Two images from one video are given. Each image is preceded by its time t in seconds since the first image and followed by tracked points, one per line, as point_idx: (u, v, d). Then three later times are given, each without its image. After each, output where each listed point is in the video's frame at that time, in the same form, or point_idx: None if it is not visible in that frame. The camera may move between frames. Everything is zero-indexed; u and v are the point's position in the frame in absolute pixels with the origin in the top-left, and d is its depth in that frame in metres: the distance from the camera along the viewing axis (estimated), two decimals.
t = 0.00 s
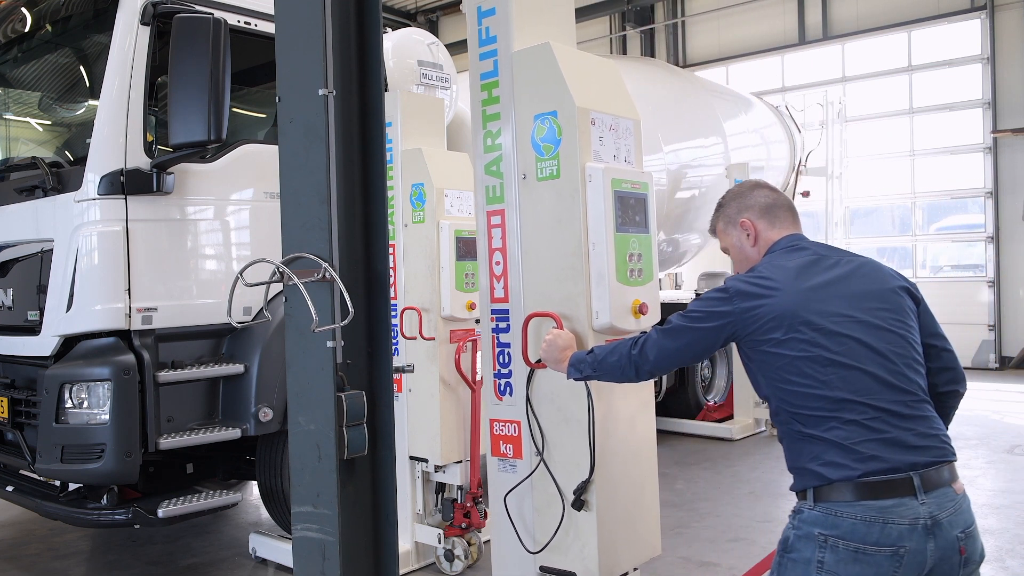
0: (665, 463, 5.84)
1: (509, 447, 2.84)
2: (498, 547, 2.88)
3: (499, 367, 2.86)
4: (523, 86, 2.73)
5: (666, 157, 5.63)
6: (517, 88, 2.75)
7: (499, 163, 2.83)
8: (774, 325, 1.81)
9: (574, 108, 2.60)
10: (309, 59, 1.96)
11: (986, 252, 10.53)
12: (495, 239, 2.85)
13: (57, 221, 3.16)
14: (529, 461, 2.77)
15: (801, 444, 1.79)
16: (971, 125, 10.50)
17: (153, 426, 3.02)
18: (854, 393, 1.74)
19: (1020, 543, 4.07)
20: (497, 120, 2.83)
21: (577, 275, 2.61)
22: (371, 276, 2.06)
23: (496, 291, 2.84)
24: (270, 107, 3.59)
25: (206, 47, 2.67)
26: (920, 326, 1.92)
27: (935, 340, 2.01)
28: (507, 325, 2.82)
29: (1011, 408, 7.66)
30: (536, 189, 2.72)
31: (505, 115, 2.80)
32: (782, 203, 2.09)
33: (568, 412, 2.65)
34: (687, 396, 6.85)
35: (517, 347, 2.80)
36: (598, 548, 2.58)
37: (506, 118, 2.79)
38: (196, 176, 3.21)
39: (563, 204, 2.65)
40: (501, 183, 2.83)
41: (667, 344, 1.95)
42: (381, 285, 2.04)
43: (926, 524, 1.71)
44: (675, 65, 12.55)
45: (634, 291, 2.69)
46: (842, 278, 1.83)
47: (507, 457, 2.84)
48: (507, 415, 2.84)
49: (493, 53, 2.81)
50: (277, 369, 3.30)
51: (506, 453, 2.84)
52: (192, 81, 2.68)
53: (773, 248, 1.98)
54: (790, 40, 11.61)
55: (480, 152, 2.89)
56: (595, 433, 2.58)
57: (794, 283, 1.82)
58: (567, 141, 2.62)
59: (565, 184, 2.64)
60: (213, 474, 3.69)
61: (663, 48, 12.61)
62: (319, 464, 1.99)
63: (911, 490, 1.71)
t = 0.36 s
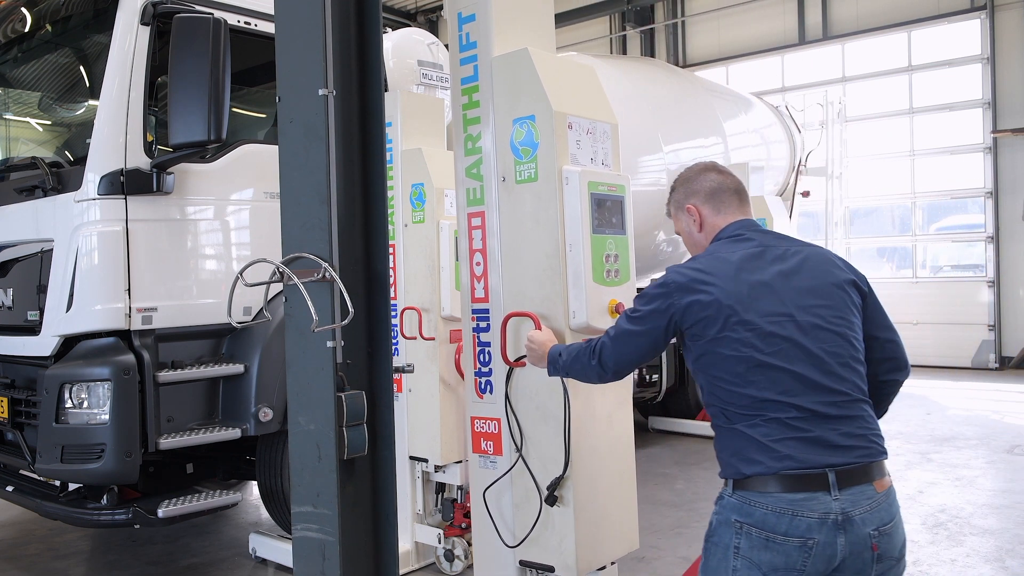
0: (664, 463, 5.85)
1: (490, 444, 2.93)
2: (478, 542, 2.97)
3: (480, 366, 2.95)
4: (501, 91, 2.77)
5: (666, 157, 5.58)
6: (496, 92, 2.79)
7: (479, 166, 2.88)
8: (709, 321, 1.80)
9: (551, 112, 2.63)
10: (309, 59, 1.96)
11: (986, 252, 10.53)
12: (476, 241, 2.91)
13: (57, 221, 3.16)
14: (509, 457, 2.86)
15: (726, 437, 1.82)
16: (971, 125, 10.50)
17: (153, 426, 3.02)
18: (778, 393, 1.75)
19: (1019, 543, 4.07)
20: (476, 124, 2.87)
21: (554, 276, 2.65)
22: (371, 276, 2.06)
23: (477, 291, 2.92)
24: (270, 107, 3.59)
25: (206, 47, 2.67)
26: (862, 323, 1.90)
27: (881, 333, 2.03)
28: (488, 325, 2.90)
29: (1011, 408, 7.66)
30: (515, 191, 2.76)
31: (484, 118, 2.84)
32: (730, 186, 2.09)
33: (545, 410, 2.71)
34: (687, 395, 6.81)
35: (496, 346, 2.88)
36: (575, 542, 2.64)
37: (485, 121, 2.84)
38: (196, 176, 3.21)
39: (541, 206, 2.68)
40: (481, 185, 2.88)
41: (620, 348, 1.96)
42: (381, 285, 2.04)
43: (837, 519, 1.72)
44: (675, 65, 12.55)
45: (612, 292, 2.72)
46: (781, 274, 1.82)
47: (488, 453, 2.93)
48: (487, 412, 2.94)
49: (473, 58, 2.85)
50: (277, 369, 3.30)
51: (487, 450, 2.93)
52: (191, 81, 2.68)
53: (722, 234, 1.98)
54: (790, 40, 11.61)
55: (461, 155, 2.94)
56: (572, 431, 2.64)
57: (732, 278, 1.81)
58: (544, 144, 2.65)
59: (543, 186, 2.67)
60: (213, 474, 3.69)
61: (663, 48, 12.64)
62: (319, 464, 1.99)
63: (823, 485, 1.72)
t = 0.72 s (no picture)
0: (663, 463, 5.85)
1: (482, 443, 2.95)
2: (471, 541, 2.97)
3: (473, 365, 2.96)
4: (492, 93, 2.77)
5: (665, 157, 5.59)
6: (488, 93, 2.78)
7: (472, 167, 2.89)
8: (678, 317, 1.85)
9: (542, 113, 2.63)
10: (309, 59, 1.96)
11: (986, 252, 10.53)
12: (469, 241, 2.91)
13: (57, 221, 3.16)
14: (501, 456, 2.86)
15: (685, 431, 1.89)
16: (971, 125, 10.50)
17: (153, 426, 3.02)
18: (739, 389, 1.81)
19: (1019, 543, 4.08)
20: (469, 126, 2.87)
21: (546, 277, 2.65)
22: (371, 276, 2.06)
23: (470, 291, 2.93)
24: (270, 107, 3.59)
25: (206, 47, 2.67)
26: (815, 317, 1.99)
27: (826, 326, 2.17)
28: (480, 324, 2.91)
29: (1011, 408, 7.66)
30: (507, 192, 2.75)
31: (477, 120, 2.84)
32: (689, 177, 2.13)
33: (538, 409, 2.71)
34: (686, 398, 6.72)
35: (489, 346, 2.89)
36: (567, 540, 2.65)
37: (478, 123, 2.84)
38: (196, 176, 3.21)
39: (532, 207, 2.69)
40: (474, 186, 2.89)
41: (596, 348, 2.02)
42: (381, 285, 2.05)
43: (792, 508, 1.81)
44: (675, 65, 12.55)
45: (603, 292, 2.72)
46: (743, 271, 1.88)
47: (480, 452, 2.95)
48: (479, 412, 2.96)
49: (466, 59, 2.85)
50: (277, 369, 3.30)
51: (479, 449, 2.95)
52: (191, 81, 2.68)
53: (687, 228, 2.05)
54: (790, 40, 11.61)
55: (453, 157, 2.94)
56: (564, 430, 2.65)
57: (697, 275, 1.86)
58: (535, 146, 2.65)
59: (534, 188, 2.67)
60: (213, 474, 3.69)
61: (663, 47, 12.65)
62: (319, 464, 1.99)
63: (778, 476, 1.81)
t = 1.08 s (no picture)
0: (663, 463, 5.84)
1: (482, 443, 2.96)
2: (470, 541, 2.97)
3: (473, 365, 2.97)
4: (492, 92, 2.77)
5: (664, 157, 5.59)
6: (488, 93, 2.78)
7: (472, 167, 2.89)
8: (701, 309, 1.92)
9: (542, 113, 2.63)
10: (309, 58, 1.96)
11: (986, 252, 10.52)
12: (469, 241, 2.92)
13: (58, 221, 3.16)
14: (501, 456, 2.86)
15: (700, 420, 1.93)
16: (971, 125, 10.50)
17: (153, 426, 3.02)
18: (756, 378, 1.91)
19: (1019, 543, 4.08)
20: (469, 126, 2.87)
21: (546, 277, 2.65)
22: (371, 276, 2.06)
23: (470, 292, 2.93)
24: (270, 107, 3.59)
25: (206, 47, 2.67)
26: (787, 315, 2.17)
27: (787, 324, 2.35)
28: (480, 324, 2.92)
29: (1011, 408, 7.65)
30: (506, 192, 2.75)
31: (477, 120, 2.84)
32: (681, 178, 2.16)
33: (538, 410, 2.71)
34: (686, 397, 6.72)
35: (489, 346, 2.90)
36: (566, 540, 2.65)
37: (477, 123, 2.84)
38: (196, 176, 3.21)
39: (532, 207, 2.68)
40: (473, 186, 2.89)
41: (609, 341, 2.02)
42: (381, 285, 2.05)
43: (796, 487, 1.93)
44: (675, 65, 12.55)
45: (603, 292, 2.73)
46: (749, 267, 2.01)
47: (480, 452, 2.96)
48: (480, 412, 2.98)
49: (465, 59, 2.85)
50: (277, 369, 3.30)
51: (479, 449, 2.96)
52: (191, 81, 2.68)
53: (681, 227, 2.11)
54: (790, 40, 11.60)
55: (453, 157, 2.94)
56: (565, 431, 2.64)
57: (716, 268, 1.94)
58: (535, 146, 2.65)
59: (534, 188, 2.67)
60: (213, 474, 3.69)
61: (663, 47, 12.65)
62: (319, 464, 1.99)
63: (783, 460, 1.92)
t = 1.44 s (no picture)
0: (663, 463, 5.85)
1: (482, 443, 2.96)
2: (470, 540, 2.97)
3: (473, 365, 2.98)
4: (492, 92, 2.77)
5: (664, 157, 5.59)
6: (488, 94, 2.78)
7: (471, 167, 2.89)
8: (716, 303, 1.92)
9: (542, 113, 2.62)
10: (309, 58, 1.96)
11: (986, 252, 10.52)
12: (469, 241, 2.92)
13: (58, 221, 3.16)
14: (500, 456, 2.86)
15: (707, 413, 1.94)
16: (971, 125, 10.50)
17: (153, 427, 3.02)
18: (762, 375, 1.94)
19: (1019, 543, 4.08)
20: (469, 125, 2.87)
21: (546, 277, 2.65)
22: (371, 276, 2.06)
23: (470, 292, 2.93)
24: (270, 107, 3.59)
25: (206, 47, 2.67)
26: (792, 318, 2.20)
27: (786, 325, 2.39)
28: (480, 325, 2.92)
29: (1010, 408, 7.65)
30: (506, 193, 2.75)
31: (476, 120, 2.84)
32: (710, 175, 2.16)
33: (538, 410, 2.71)
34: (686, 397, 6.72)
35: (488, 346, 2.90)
36: (566, 540, 2.65)
37: (477, 123, 2.84)
38: (196, 176, 3.21)
39: (532, 207, 2.68)
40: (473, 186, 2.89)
41: (620, 334, 2.00)
42: (381, 285, 2.05)
43: (801, 480, 1.96)
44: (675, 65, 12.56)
45: (603, 292, 2.73)
46: (765, 267, 2.02)
47: (480, 452, 2.96)
48: (480, 412, 2.97)
49: (465, 59, 2.85)
50: (277, 369, 3.30)
51: (479, 449, 2.96)
52: (191, 81, 2.68)
53: (702, 224, 2.10)
54: (790, 40, 11.60)
55: (453, 157, 2.94)
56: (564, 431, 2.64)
57: (734, 266, 1.95)
58: (535, 146, 2.65)
59: (534, 188, 2.67)
60: (213, 474, 3.69)
61: (663, 47, 12.65)
62: (319, 464, 1.98)
63: (788, 453, 1.94)
